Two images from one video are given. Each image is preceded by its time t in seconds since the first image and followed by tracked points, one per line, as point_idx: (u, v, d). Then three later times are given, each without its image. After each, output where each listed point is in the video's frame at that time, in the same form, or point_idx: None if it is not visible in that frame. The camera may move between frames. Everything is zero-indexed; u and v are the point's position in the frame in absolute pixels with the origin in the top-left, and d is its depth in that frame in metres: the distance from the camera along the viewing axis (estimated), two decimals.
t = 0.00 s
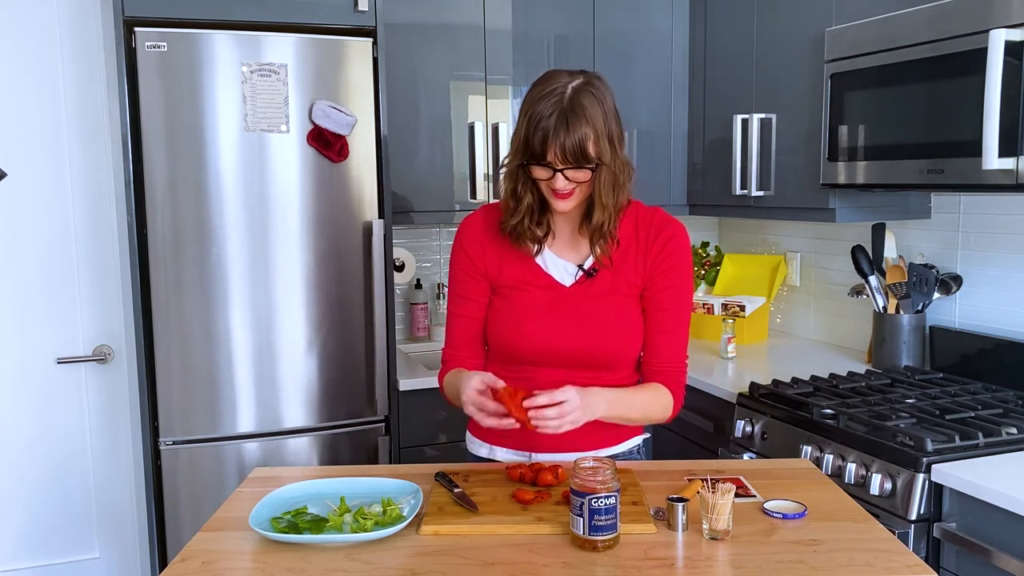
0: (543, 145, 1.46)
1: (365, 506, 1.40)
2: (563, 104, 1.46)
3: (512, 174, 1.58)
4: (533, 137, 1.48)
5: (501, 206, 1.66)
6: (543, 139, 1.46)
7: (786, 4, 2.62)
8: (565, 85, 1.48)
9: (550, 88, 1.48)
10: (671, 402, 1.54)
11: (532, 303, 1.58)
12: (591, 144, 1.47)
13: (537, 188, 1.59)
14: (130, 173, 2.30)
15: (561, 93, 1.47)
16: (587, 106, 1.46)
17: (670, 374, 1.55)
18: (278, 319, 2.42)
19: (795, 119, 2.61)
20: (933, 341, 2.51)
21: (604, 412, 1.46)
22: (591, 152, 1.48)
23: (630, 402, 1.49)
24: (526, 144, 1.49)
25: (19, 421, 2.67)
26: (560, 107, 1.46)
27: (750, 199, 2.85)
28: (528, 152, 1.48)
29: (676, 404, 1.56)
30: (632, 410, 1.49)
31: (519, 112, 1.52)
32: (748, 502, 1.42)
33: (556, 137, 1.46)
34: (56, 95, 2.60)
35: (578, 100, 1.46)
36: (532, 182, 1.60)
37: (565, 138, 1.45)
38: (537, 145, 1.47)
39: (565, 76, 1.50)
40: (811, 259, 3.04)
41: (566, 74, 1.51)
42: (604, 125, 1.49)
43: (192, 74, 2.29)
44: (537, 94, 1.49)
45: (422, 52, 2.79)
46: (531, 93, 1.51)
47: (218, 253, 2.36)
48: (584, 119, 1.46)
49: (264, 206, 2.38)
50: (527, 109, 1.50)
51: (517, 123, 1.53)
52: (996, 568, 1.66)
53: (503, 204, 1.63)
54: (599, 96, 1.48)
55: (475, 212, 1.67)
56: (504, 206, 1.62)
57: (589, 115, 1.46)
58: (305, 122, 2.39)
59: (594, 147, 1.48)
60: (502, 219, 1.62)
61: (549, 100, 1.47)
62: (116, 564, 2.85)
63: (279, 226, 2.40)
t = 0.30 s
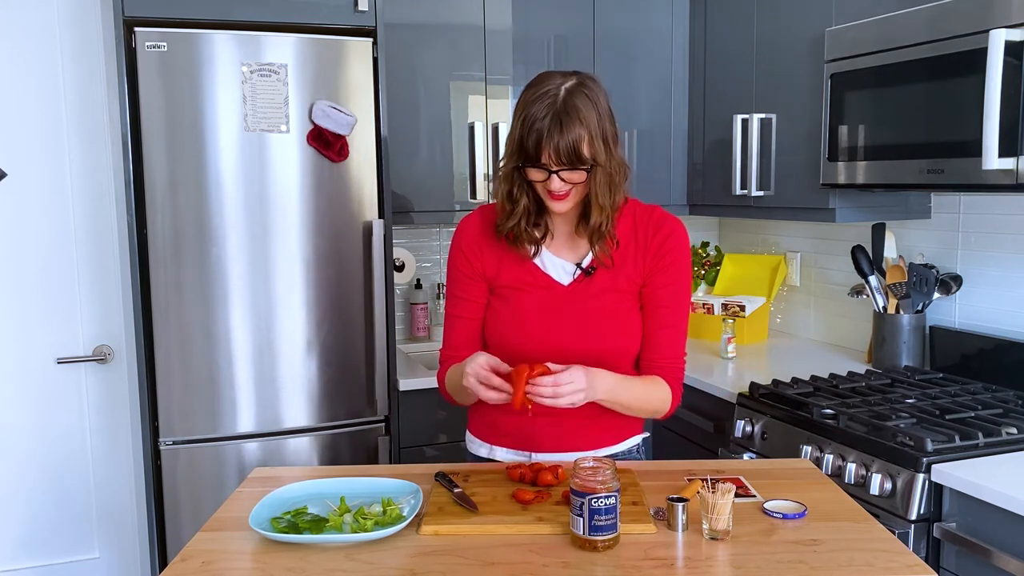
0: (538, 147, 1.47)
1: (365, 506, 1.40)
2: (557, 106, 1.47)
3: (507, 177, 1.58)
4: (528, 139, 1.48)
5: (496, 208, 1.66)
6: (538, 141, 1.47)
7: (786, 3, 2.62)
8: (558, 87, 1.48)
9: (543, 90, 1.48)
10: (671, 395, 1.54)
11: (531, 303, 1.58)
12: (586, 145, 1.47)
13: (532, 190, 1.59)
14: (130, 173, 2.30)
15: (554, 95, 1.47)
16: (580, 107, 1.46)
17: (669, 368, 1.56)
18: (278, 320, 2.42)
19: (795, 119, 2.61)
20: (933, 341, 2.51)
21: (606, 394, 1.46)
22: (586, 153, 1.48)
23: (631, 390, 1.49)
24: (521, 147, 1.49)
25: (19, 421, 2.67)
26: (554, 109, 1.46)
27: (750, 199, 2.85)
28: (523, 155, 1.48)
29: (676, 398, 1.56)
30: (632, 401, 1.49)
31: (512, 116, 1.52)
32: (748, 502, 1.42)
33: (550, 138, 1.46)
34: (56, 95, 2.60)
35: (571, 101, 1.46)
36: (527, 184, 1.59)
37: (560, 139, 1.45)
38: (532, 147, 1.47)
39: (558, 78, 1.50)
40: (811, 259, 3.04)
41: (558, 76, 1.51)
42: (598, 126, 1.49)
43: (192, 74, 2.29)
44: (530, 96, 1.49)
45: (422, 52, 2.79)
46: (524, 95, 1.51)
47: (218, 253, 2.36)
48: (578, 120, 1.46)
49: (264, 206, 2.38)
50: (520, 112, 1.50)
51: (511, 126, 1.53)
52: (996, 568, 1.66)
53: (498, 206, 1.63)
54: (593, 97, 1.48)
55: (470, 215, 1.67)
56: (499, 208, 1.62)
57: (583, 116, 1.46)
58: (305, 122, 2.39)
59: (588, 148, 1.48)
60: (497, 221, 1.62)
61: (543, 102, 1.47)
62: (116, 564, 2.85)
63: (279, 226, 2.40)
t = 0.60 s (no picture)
0: (537, 148, 1.47)
1: (365, 506, 1.40)
2: (556, 106, 1.46)
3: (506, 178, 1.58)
4: (527, 139, 1.48)
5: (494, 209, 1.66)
6: (537, 142, 1.47)
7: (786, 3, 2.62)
8: (557, 87, 1.48)
9: (542, 91, 1.48)
10: (670, 392, 1.55)
11: (531, 302, 1.58)
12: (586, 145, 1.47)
13: (530, 191, 1.59)
14: (130, 173, 2.30)
15: (553, 95, 1.47)
16: (579, 107, 1.46)
17: (668, 366, 1.56)
18: (278, 320, 2.42)
19: (795, 119, 2.61)
20: (933, 341, 2.51)
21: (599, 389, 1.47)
22: (585, 153, 1.48)
23: (630, 382, 1.49)
24: (520, 148, 1.49)
25: (19, 421, 2.67)
26: (553, 109, 1.46)
27: (750, 199, 2.85)
28: (522, 156, 1.49)
29: (675, 396, 1.56)
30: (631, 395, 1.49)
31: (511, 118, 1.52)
32: (748, 502, 1.42)
33: (550, 139, 1.46)
34: (56, 95, 2.60)
35: (571, 102, 1.46)
36: (526, 185, 1.59)
37: (560, 140, 1.45)
38: (531, 148, 1.47)
39: (557, 78, 1.50)
40: (811, 259, 3.04)
41: (557, 76, 1.51)
42: (598, 126, 1.49)
43: (192, 74, 2.29)
44: (529, 97, 1.49)
45: (422, 52, 2.79)
46: (523, 96, 1.51)
47: (218, 253, 2.36)
48: (578, 121, 1.46)
49: (264, 206, 2.38)
50: (519, 113, 1.50)
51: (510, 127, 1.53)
52: (996, 568, 1.66)
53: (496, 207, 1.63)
54: (592, 97, 1.49)
55: (468, 215, 1.67)
56: (497, 209, 1.62)
57: (582, 116, 1.46)
58: (305, 122, 2.39)
59: (588, 148, 1.48)
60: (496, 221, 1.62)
61: (542, 103, 1.47)
62: (116, 564, 2.85)
63: (279, 226, 2.40)
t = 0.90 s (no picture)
0: (540, 147, 1.47)
1: (365, 506, 1.40)
2: (559, 106, 1.47)
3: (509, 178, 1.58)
4: (530, 139, 1.48)
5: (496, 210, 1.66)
6: (540, 142, 1.47)
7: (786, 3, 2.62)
8: (559, 87, 1.49)
9: (544, 91, 1.49)
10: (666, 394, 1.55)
11: (531, 302, 1.58)
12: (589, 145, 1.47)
13: (532, 191, 1.59)
14: (130, 173, 2.30)
15: (556, 95, 1.48)
16: (582, 107, 1.47)
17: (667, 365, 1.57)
18: (278, 320, 2.42)
19: (795, 119, 2.61)
20: (933, 341, 2.51)
21: (596, 403, 1.47)
22: (588, 152, 1.48)
23: (627, 388, 1.49)
24: (523, 148, 1.49)
25: (19, 421, 2.67)
26: (556, 109, 1.47)
27: (750, 199, 2.85)
28: (526, 155, 1.49)
29: (671, 396, 1.56)
30: (628, 400, 1.49)
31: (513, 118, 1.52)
32: (748, 502, 1.42)
33: (553, 139, 1.46)
34: (56, 94, 2.60)
35: (573, 101, 1.47)
36: (529, 186, 1.59)
37: (563, 140, 1.46)
38: (534, 148, 1.47)
39: (559, 78, 1.50)
40: (811, 259, 3.04)
41: (559, 76, 1.51)
42: (600, 125, 1.49)
43: (192, 74, 2.29)
44: (532, 97, 1.49)
45: (422, 52, 2.79)
46: (525, 96, 1.51)
47: (218, 253, 2.36)
48: (580, 120, 1.46)
49: (264, 205, 2.38)
50: (522, 113, 1.50)
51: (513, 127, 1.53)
52: (996, 568, 1.66)
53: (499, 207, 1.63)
54: (594, 97, 1.49)
55: (469, 215, 1.67)
56: (501, 208, 1.62)
57: (585, 116, 1.47)
58: (305, 122, 2.39)
59: (591, 147, 1.48)
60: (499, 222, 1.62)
61: (544, 102, 1.47)
62: (116, 564, 2.85)
63: (279, 226, 2.40)
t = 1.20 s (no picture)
0: (541, 130, 1.47)
1: (365, 506, 1.40)
2: (558, 89, 1.48)
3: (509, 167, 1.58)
4: (530, 123, 1.48)
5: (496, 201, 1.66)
6: (540, 124, 1.47)
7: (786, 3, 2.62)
8: (558, 72, 1.50)
9: (544, 76, 1.49)
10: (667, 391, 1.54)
11: (529, 296, 1.58)
12: (589, 129, 1.48)
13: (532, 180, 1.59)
14: (130, 173, 2.30)
15: (556, 78, 1.49)
16: (582, 90, 1.47)
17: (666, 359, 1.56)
18: (278, 320, 2.42)
19: (795, 119, 2.61)
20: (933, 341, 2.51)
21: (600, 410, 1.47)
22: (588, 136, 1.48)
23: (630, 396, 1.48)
24: (523, 132, 1.50)
25: (19, 421, 2.67)
26: (555, 92, 1.48)
27: (750, 199, 2.85)
28: (526, 139, 1.49)
29: (671, 394, 1.55)
30: (628, 401, 1.48)
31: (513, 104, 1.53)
32: (748, 502, 1.42)
33: (552, 121, 1.46)
34: (56, 94, 2.60)
35: (573, 84, 1.48)
36: (528, 175, 1.60)
37: (562, 122, 1.46)
38: (534, 130, 1.48)
39: (558, 64, 1.52)
40: (811, 259, 3.04)
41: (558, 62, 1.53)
42: (600, 109, 1.49)
43: (192, 74, 2.29)
44: (532, 81, 1.50)
45: (422, 52, 2.79)
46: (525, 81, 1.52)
47: (218, 252, 2.36)
48: (580, 103, 1.47)
49: (263, 205, 2.38)
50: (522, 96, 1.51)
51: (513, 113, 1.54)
52: (996, 568, 1.66)
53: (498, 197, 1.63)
54: (593, 81, 1.50)
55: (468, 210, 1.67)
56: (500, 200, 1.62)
57: (584, 99, 1.47)
58: (305, 122, 2.39)
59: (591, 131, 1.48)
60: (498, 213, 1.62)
61: (544, 86, 1.48)
62: (116, 564, 2.85)
63: (279, 225, 2.40)
